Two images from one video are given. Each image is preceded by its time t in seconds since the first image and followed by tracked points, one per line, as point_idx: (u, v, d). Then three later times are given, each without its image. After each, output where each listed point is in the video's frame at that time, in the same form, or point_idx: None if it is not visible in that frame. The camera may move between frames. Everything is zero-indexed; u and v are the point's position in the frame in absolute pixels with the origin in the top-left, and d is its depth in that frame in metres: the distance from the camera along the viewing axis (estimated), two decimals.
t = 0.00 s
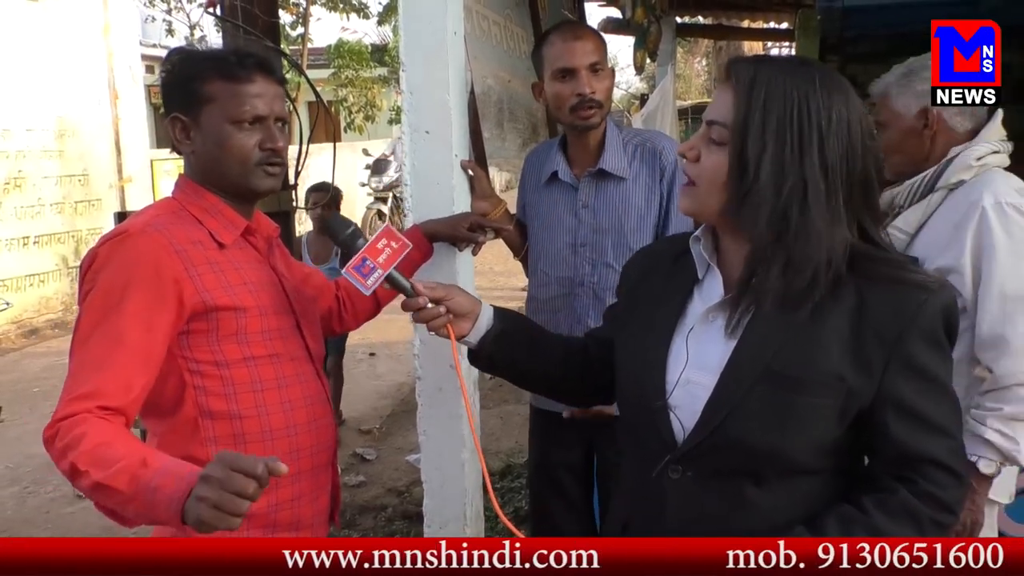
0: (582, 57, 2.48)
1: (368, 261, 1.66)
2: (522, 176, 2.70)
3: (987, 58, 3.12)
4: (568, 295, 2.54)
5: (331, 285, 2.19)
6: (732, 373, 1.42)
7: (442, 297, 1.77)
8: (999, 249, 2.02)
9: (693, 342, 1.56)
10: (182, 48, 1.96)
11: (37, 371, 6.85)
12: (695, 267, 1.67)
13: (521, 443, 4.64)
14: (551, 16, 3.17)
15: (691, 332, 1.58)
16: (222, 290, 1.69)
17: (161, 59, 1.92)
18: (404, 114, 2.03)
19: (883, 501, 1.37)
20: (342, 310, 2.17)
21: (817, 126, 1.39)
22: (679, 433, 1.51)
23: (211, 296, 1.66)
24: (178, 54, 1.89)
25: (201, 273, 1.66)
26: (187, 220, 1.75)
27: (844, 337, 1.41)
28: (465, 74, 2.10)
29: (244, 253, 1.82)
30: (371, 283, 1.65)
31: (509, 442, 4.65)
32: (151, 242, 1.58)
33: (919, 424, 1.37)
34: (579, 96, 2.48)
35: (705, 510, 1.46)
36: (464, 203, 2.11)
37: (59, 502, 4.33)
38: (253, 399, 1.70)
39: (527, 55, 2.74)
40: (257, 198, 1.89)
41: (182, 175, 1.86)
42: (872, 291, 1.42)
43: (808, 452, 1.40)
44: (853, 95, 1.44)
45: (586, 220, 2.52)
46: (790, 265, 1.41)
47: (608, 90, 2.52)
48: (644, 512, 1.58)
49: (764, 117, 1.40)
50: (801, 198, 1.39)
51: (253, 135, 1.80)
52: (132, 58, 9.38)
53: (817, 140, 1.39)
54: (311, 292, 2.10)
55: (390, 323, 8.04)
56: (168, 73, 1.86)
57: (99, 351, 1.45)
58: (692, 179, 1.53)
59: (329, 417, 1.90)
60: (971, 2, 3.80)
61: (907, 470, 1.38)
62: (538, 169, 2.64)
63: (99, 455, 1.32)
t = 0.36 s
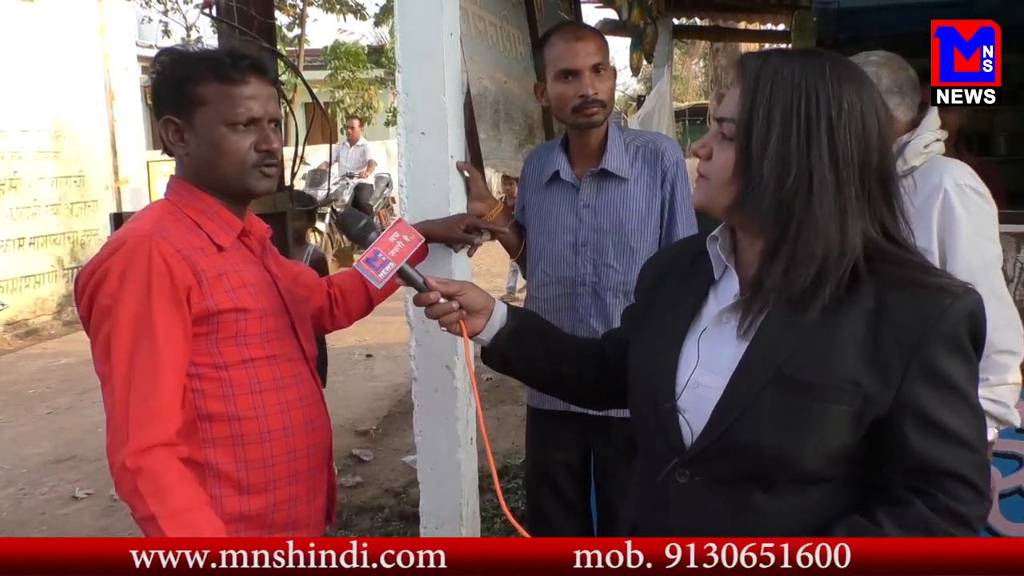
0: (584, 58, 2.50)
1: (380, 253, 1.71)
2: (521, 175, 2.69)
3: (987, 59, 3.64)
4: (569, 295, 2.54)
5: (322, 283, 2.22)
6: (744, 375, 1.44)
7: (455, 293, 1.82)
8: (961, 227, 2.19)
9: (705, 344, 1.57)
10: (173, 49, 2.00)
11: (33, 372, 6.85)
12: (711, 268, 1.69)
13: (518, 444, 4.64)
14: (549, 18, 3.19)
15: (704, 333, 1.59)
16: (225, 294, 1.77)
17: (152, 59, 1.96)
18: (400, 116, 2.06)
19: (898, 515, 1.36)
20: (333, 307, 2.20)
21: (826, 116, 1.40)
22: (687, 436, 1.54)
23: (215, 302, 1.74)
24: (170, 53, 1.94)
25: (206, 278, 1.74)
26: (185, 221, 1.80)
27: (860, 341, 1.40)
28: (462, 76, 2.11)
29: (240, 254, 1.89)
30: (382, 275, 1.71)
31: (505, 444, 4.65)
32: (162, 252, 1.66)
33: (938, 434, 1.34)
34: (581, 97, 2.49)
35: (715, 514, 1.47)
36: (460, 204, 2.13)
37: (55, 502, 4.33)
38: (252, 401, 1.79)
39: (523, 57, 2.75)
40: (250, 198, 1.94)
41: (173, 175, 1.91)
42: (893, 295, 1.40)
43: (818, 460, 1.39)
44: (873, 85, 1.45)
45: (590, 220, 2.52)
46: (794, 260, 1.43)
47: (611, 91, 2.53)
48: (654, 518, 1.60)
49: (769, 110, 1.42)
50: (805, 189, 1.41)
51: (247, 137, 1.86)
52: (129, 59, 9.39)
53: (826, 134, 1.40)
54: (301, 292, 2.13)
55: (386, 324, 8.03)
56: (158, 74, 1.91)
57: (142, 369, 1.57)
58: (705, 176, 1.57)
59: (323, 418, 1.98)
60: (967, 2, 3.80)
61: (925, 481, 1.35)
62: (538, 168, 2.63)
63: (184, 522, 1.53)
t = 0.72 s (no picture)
0: (581, 56, 2.49)
1: (389, 264, 1.76)
2: (518, 172, 2.69)
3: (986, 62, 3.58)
4: (568, 294, 2.55)
5: (316, 282, 2.22)
6: (745, 386, 1.45)
7: (466, 301, 1.82)
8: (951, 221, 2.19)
9: (706, 352, 1.60)
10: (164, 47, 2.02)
11: (26, 372, 6.84)
12: (715, 273, 1.70)
13: (513, 442, 4.64)
14: (543, 17, 3.20)
15: (706, 340, 1.61)
16: (221, 296, 1.80)
17: (144, 58, 1.97)
18: (392, 115, 2.07)
19: (905, 529, 1.33)
20: (325, 306, 2.20)
21: (835, 116, 1.40)
22: (688, 447, 1.57)
23: (211, 304, 1.78)
24: (162, 51, 1.95)
25: (203, 280, 1.77)
26: (179, 222, 1.83)
27: (865, 351, 1.39)
28: (454, 74, 2.12)
29: (236, 254, 1.91)
30: (393, 285, 1.75)
31: (500, 442, 4.65)
32: (160, 255, 1.70)
33: (950, 448, 1.31)
34: (577, 95, 2.48)
35: (719, 525, 1.49)
36: (453, 202, 2.13)
37: (47, 503, 4.32)
38: (246, 402, 1.83)
39: (517, 55, 2.75)
40: (244, 195, 1.96)
41: (167, 174, 1.93)
42: (902, 304, 1.39)
43: (820, 472, 1.37)
44: (881, 82, 1.44)
45: (587, 217, 2.53)
46: (806, 264, 1.41)
47: (607, 89, 2.53)
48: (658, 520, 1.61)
49: (777, 110, 1.42)
50: (817, 192, 1.40)
51: (242, 135, 1.88)
52: (121, 58, 9.37)
53: (836, 133, 1.40)
54: (295, 292, 2.14)
55: (380, 322, 8.03)
56: (151, 72, 1.92)
57: (141, 375, 1.62)
58: (709, 180, 1.57)
59: (318, 418, 2.02)
60: None
61: (934, 497, 1.32)
62: (536, 165, 2.63)
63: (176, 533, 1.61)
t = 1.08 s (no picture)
0: (580, 61, 2.49)
1: (388, 270, 1.81)
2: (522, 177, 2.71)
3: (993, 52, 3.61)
4: (570, 299, 2.55)
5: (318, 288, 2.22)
6: (728, 385, 1.45)
7: (463, 307, 1.84)
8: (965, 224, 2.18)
9: (688, 352, 1.61)
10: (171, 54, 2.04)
11: (27, 378, 6.83)
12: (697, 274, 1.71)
13: (514, 447, 4.63)
14: (542, 21, 3.21)
15: (689, 339, 1.62)
16: (223, 304, 1.81)
17: (148, 65, 1.99)
18: (393, 119, 2.08)
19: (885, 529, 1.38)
20: (329, 313, 2.21)
21: (805, 100, 1.43)
22: (670, 446, 1.57)
23: (213, 312, 1.78)
24: (168, 59, 1.97)
25: (204, 288, 1.77)
26: (182, 230, 1.84)
27: (848, 351, 1.41)
28: (455, 79, 2.12)
29: (238, 262, 1.92)
30: (391, 290, 1.80)
31: (502, 446, 4.65)
32: (162, 262, 1.70)
33: (928, 447, 1.36)
34: (576, 101, 2.49)
35: (699, 525, 1.50)
36: (455, 207, 2.14)
37: (49, 510, 4.31)
38: (247, 411, 1.83)
39: (517, 59, 2.76)
40: (251, 198, 1.98)
41: (173, 180, 1.95)
42: (886, 301, 1.42)
43: (803, 472, 1.40)
44: (844, 74, 1.48)
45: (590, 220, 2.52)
46: (797, 243, 1.44)
47: (606, 94, 2.53)
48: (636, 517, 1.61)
49: (749, 100, 1.46)
50: (799, 172, 1.42)
51: (251, 139, 1.91)
52: (121, 64, 9.37)
53: (808, 113, 1.43)
54: (298, 298, 2.14)
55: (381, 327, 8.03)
56: (158, 79, 1.94)
57: (143, 383, 1.63)
58: (692, 185, 1.57)
59: (320, 426, 2.02)
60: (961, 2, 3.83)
61: (912, 496, 1.37)
62: (540, 169, 2.64)
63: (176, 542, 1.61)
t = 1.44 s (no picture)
0: (586, 68, 2.50)
1: (387, 265, 1.83)
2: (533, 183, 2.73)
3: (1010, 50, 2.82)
4: (578, 303, 2.55)
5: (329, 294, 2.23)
6: (704, 381, 1.48)
7: (460, 303, 1.85)
8: None
9: (670, 349, 1.66)
10: (184, 59, 2.05)
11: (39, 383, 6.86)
12: (681, 273, 1.75)
13: (523, 451, 4.63)
14: (552, 26, 3.22)
15: (671, 337, 1.67)
16: (237, 308, 1.82)
17: (162, 71, 2.01)
18: (404, 124, 2.08)
19: (856, 520, 1.41)
20: (340, 317, 2.22)
21: (778, 110, 1.46)
22: (653, 440, 1.62)
23: (227, 315, 1.79)
24: (182, 66, 1.98)
25: (220, 291, 1.79)
26: (197, 234, 1.86)
27: (818, 347, 1.45)
28: (465, 83, 2.13)
29: (251, 267, 1.94)
30: (389, 285, 1.82)
31: (511, 451, 4.65)
32: (178, 265, 1.72)
33: (899, 440, 1.39)
34: (579, 109, 2.51)
35: (679, 516, 1.54)
36: (465, 211, 2.15)
37: (61, 513, 4.33)
38: (261, 414, 1.84)
39: (526, 64, 2.77)
40: (266, 202, 2.01)
41: (187, 186, 1.97)
42: (857, 298, 1.44)
43: (780, 464, 1.44)
44: (819, 81, 1.51)
45: (598, 226, 2.53)
46: (765, 250, 1.47)
47: (611, 101, 2.54)
48: (621, 513, 1.64)
49: (724, 109, 1.49)
50: (767, 182, 1.46)
51: (266, 144, 1.93)
52: (132, 70, 9.43)
53: (781, 123, 1.46)
54: (309, 303, 2.15)
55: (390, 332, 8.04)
56: (172, 86, 1.96)
57: (161, 385, 1.64)
58: (670, 186, 1.60)
59: (332, 430, 2.03)
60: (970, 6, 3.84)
61: (884, 486, 1.41)
62: (550, 176, 2.66)
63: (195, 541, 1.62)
